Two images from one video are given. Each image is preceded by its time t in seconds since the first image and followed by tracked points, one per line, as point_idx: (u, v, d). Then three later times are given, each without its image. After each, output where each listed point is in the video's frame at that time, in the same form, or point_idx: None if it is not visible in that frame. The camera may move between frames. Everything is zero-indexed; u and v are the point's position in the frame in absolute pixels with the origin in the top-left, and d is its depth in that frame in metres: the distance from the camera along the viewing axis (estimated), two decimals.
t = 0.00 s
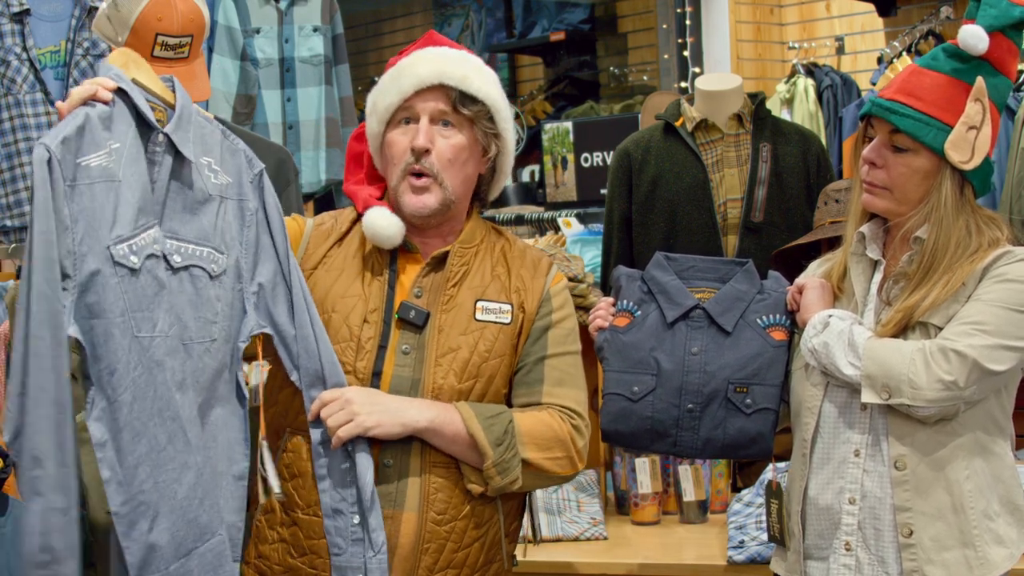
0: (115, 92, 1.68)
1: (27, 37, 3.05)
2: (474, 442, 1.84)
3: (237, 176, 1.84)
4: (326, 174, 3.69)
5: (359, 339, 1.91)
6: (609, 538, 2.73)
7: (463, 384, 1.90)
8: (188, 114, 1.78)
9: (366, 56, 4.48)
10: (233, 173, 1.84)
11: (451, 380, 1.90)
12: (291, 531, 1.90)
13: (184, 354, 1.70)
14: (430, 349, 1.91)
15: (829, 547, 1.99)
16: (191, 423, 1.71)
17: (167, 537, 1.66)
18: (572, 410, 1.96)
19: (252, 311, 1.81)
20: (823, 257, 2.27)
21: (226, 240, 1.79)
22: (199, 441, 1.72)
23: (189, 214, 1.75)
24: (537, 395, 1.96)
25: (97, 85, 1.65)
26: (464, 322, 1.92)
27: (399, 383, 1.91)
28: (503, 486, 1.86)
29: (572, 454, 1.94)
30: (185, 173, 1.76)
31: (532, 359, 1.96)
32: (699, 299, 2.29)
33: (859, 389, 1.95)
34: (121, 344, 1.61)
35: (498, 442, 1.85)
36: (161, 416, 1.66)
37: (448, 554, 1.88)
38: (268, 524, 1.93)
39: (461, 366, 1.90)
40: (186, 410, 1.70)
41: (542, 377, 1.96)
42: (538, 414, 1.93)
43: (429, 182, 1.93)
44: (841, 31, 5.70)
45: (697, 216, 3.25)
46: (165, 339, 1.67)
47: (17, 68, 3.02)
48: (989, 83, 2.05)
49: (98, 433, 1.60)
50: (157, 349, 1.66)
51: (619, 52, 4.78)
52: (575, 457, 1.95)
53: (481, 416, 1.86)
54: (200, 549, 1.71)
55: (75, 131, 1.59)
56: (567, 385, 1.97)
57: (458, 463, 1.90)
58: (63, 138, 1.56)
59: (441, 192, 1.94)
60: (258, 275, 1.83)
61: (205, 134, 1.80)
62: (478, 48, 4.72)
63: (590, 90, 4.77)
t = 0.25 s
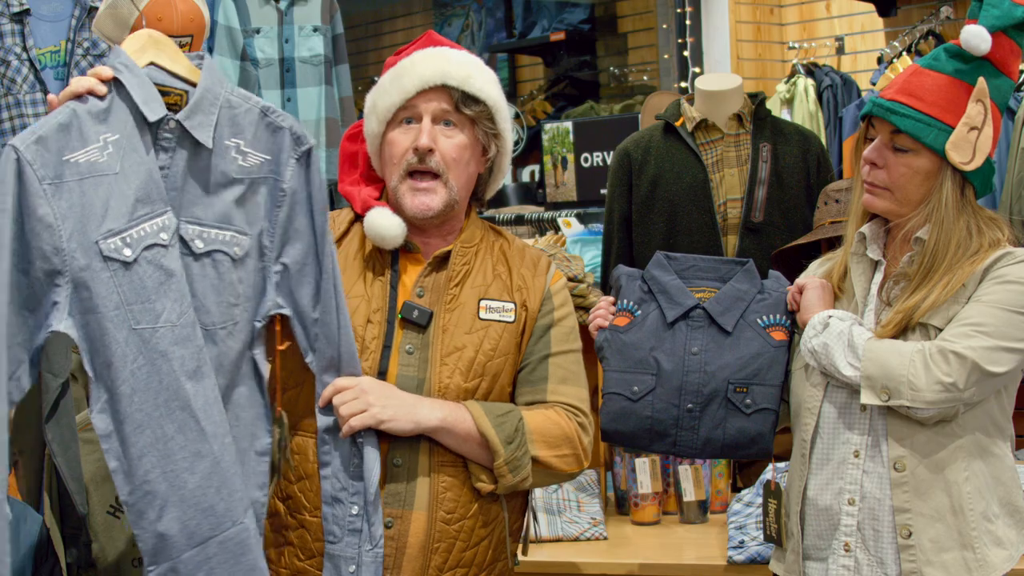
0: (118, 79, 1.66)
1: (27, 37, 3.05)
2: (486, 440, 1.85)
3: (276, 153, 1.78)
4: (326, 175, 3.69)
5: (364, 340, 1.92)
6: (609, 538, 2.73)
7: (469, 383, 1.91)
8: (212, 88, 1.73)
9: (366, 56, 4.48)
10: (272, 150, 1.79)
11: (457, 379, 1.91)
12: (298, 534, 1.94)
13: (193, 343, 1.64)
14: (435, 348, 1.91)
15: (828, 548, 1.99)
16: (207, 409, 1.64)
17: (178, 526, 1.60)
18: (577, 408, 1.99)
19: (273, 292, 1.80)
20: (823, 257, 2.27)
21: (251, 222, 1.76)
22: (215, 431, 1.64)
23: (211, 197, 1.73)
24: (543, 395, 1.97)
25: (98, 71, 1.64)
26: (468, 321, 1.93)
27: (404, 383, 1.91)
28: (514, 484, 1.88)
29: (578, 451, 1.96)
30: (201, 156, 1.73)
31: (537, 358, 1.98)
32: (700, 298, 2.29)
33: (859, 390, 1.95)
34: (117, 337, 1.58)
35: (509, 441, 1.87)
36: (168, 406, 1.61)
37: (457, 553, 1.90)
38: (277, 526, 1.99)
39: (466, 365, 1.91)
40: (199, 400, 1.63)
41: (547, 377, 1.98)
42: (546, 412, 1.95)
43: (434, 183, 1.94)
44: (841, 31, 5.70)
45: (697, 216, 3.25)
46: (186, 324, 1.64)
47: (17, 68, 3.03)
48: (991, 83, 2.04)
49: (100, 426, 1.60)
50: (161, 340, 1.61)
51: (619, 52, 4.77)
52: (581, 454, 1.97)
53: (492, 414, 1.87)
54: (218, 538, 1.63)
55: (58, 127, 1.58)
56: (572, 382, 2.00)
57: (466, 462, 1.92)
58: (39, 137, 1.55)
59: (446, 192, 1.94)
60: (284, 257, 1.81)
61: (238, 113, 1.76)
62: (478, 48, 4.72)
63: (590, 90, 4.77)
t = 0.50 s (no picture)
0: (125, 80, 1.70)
1: (28, 38, 3.06)
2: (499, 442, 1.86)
3: (298, 156, 1.80)
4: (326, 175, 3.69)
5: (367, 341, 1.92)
6: (609, 538, 2.73)
7: (473, 384, 1.92)
8: (225, 93, 1.77)
9: (366, 56, 4.48)
10: (294, 153, 1.80)
11: (461, 380, 1.91)
12: (302, 538, 1.92)
13: (181, 348, 1.66)
14: (437, 349, 1.91)
15: (828, 548, 1.99)
16: (189, 419, 1.66)
17: (151, 533, 1.62)
18: (582, 411, 2.00)
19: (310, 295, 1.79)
20: (824, 257, 2.27)
21: (280, 224, 1.77)
22: (197, 439, 1.66)
23: (227, 201, 1.76)
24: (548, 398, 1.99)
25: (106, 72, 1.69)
26: (471, 322, 1.93)
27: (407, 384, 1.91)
28: (526, 487, 1.89)
29: (584, 454, 1.98)
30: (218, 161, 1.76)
31: (541, 361, 2.00)
32: (700, 298, 2.29)
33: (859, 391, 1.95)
34: (103, 338, 1.61)
35: (522, 444, 1.88)
36: (150, 410, 1.64)
37: (463, 553, 1.90)
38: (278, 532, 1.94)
39: (470, 366, 1.92)
40: (182, 407, 1.65)
41: (551, 380, 1.99)
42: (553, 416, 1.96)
43: (439, 182, 1.93)
44: (840, 31, 5.70)
45: (697, 216, 3.25)
46: (183, 325, 1.66)
47: (17, 69, 3.03)
48: (992, 83, 2.04)
49: (91, 425, 1.64)
50: (147, 343, 1.64)
51: (619, 52, 4.77)
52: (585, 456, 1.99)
53: (505, 419, 1.88)
54: (192, 548, 1.64)
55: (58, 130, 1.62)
56: (575, 385, 2.01)
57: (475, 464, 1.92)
58: (40, 138, 1.60)
59: (451, 191, 1.94)
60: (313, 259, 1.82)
61: (254, 116, 1.79)
62: (478, 48, 4.72)
63: (590, 90, 4.77)
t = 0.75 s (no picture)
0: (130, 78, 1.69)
1: (27, 37, 3.13)
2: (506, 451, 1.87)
3: (301, 158, 1.82)
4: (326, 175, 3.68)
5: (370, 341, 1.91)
6: (609, 538, 2.73)
7: (474, 384, 1.92)
8: (231, 92, 1.77)
9: (366, 56, 4.49)
10: (297, 155, 1.81)
11: (462, 381, 1.91)
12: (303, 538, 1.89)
13: (178, 347, 1.66)
14: (438, 349, 1.91)
15: (829, 549, 1.99)
16: (184, 418, 1.66)
17: (142, 532, 1.62)
18: (583, 413, 2.01)
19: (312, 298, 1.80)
20: (825, 257, 2.27)
21: (282, 225, 1.77)
22: (191, 439, 1.66)
23: (230, 200, 1.76)
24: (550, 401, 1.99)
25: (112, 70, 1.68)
26: (472, 323, 1.93)
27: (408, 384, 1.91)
28: (533, 493, 1.90)
29: (585, 456, 1.99)
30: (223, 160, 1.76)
31: (543, 364, 2.00)
32: (701, 298, 2.29)
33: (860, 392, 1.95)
34: (101, 335, 1.61)
35: (529, 451, 1.88)
36: (145, 409, 1.63)
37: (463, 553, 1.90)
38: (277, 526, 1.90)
39: (471, 366, 1.92)
40: (178, 406, 1.65)
41: (552, 383, 2.00)
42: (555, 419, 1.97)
43: (439, 181, 1.93)
44: (841, 31, 5.70)
45: (697, 216, 3.25)
46: (182, 324, 1.67)
47: (17, 68, 3.10)
48: (993, 83, 2.05)
49: (85, 423, 1.63)
50: (144, 341, 1.64)
51: (619, 52, 4.77)
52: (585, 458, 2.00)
53: (512, 426, 1.89)
54: (183, 548, 1.64)
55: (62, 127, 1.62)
56: (577, 387, 2.01)
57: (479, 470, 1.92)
58: (44, 134, 1.59)
59: (451, 190, 1.94)
60: (317, 262, 1.84)
61: (258, 116, 1.79)
62: (478, 48, 4.72)
63: (590, 90, 4.77)
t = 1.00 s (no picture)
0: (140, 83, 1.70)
1: (27, 37, 3.19)
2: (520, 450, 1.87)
3: (307, 165, 1.81)
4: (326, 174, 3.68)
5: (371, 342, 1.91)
6: (609, 538, 2.73)
7: (474, 384, 1.91)
8: (239, 99, 1.77)
9: (366, 56, 4.49)
10: (304, 162, 1.81)
11: (462, 380, 1.91)
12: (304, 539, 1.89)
13: (185, 352, 1.65)
14: (438, 349, 1.91)
15: (830, 549, 1.99)
16: (190, 423, 1.65)
17: (149, 537, 1.62)
18: (584, 414, 2.01)
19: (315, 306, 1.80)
20: (825, 257, 2.27)
21: (288, 232, 1.77)
22: (197, 445, 1.65)
23: (235, 206, 1.76)
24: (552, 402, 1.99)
25: (121, 74, 1.68)
26: (471, 323, 1.93)
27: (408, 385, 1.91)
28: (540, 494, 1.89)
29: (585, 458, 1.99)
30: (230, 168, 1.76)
31: (544, 364, 1.99)
32: (702, 298, 2.29)
33: (861, 392, 1.95)
34: (107, 339, 1.61)
35: (541, 451, 1.89)
36: (151, 413, 1.63)
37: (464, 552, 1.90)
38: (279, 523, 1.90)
39: (471, 366, 1.92)
40: (185, 412, 1.65)
41: (552, 385, 2.00)
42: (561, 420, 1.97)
43: (436, 183, 1.93)
44: (841, 31, 5.70)
45: (697, 216, 3.25)
46: (189, 330, 1.67)
47: (17, 68, 3.16)
48: (994, 83, 2.05)
49: (92, 426, 1.64)
50: (151, 346, 1.64)
51: (619, 52, 4.77)
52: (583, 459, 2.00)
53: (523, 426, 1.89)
54: (189, 554, 1.64)
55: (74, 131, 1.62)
56: (577, 387, 2.01)
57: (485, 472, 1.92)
58: (54, 136, 1.60)
59: (448, 192, 1.93)
60: (321, 271, 1.83)
61: (265, 123, 1.80)
62: (477, 48, 4.72)
63: (590, 90, 4.77)
